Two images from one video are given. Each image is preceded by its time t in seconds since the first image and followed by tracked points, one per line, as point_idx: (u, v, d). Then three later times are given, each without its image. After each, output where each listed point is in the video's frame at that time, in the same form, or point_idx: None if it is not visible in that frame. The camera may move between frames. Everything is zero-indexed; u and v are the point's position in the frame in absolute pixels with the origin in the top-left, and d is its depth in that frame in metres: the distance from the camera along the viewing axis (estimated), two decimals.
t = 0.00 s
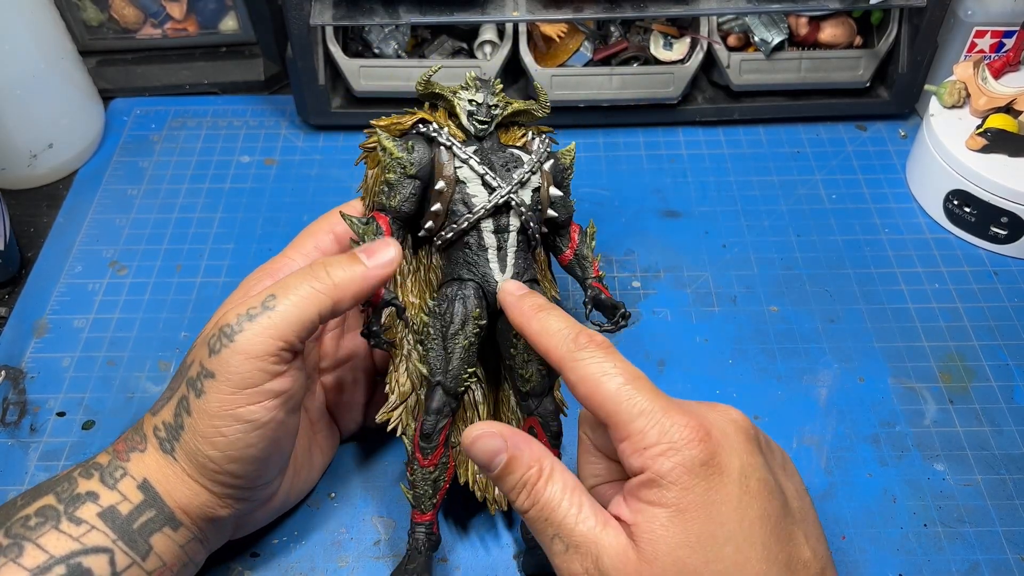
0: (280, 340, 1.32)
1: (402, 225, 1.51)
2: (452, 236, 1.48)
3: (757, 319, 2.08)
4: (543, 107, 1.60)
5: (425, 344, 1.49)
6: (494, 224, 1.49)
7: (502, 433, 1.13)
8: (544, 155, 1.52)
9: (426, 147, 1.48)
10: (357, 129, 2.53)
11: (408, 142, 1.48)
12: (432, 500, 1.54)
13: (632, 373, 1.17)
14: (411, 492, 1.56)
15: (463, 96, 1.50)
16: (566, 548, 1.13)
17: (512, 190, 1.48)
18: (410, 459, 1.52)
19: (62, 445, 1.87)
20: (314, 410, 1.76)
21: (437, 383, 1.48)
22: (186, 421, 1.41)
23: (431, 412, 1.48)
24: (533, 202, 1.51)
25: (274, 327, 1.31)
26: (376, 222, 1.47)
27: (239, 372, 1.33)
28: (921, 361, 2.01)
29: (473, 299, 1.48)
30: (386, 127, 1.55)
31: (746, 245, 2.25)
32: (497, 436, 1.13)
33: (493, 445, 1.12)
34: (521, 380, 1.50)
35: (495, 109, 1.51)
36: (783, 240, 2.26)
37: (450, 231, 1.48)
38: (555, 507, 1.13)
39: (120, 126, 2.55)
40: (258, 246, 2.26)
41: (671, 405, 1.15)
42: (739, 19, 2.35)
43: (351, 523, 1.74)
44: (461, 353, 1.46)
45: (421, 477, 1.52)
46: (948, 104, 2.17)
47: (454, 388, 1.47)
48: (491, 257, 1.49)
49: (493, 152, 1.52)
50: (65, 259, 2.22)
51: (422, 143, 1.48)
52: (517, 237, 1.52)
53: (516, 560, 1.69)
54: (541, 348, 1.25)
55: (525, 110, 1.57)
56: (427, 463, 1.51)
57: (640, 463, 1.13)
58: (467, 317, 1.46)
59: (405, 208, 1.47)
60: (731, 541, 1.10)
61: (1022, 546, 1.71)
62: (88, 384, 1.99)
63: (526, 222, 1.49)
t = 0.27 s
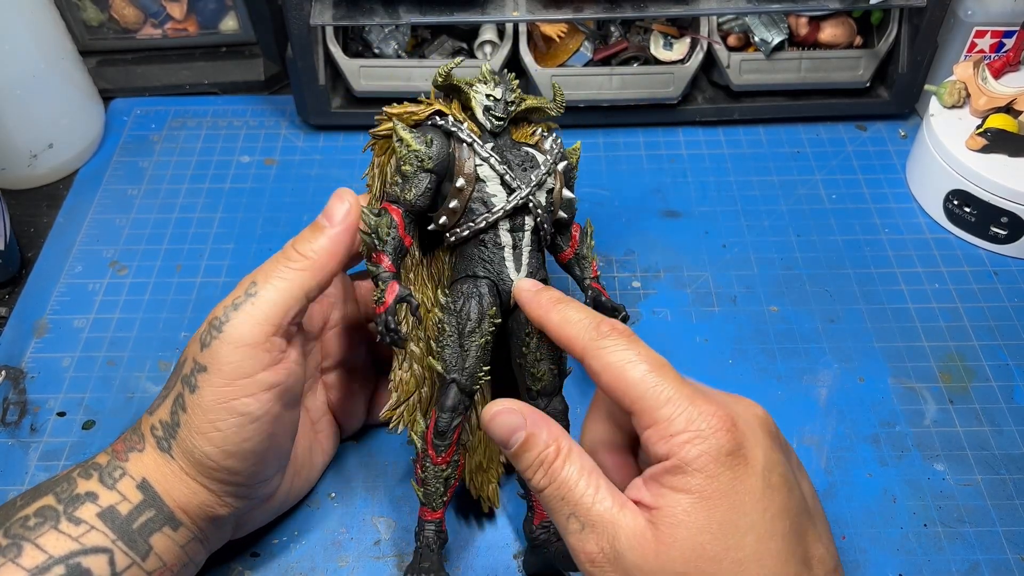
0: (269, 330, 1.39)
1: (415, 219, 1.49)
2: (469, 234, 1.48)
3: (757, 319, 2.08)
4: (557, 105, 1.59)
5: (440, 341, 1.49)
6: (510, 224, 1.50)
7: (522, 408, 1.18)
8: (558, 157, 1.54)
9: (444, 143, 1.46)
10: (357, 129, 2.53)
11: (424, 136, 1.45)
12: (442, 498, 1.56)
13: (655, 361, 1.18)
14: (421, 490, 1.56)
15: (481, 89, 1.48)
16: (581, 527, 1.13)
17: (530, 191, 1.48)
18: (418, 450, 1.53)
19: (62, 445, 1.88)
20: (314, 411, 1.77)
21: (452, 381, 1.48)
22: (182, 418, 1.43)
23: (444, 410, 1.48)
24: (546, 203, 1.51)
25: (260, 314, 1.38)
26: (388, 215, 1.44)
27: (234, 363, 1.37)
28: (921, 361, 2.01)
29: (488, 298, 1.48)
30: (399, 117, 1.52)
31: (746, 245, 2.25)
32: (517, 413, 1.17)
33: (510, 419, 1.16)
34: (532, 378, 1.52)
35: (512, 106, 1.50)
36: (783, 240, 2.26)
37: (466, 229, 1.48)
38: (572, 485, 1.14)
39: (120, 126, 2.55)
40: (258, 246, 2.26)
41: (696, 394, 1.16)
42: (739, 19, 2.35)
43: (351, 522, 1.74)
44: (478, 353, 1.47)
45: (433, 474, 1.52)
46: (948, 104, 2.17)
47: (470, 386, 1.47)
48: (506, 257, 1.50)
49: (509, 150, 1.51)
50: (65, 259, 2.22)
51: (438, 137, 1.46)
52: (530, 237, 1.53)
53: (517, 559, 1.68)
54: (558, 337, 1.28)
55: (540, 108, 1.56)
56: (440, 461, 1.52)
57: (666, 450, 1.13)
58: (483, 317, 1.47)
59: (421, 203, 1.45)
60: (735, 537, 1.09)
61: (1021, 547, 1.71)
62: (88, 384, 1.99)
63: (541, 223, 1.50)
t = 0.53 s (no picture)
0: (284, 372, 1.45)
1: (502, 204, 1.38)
2: (541, 244, 1.40)
3: (757, 319, 2.08)
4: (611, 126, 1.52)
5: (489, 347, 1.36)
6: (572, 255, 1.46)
7: (487, 459, 1.22)
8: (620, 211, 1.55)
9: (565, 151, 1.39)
10: (357, 129, 2.53)
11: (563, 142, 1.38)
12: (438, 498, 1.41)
13: (669, 359, 1.24)
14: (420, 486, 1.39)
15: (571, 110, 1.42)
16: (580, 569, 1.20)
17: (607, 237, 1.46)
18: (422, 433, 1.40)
19: (62, 445, 1.88)
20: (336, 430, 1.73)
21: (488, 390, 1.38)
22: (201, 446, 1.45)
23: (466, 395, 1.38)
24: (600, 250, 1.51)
25: (284, 363, 1.43)
26: (487, 183, 1.33)
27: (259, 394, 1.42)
28: (921, 360, 2.01)
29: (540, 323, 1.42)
30: (540, 90, 1.38)
31: (746, 245, 2.25)
32: (483, 464, 1.21)
33: (478, 472, 1.21)
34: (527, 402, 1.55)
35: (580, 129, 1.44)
36: (783, 240, 2.26)
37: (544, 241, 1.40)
38: (560, 523, 1.20)
39: (120, 126, 2.55)
40: (258, 246, 2.26)
41: (708, 395, 1.22)
42: (739, 19, 2.35)
43: (352, 523, 1.74)
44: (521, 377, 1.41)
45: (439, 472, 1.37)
46: (948, 104, 2.17)
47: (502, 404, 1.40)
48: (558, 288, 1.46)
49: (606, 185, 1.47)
50: (65, 259, 2.22)
51: (571, 148, 1.40)
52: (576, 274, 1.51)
53: (518, 560, 1.70)
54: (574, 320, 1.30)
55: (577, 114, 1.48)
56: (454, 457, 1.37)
57: (674, 452, 1.20)
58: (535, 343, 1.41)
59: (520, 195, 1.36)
60: (736, 550, 1.15)
61: (1022, 546, 1.71)
62: (88, 383, 1.99)
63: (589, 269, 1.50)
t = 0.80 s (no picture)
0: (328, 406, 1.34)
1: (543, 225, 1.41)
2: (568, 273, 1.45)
3: (757, 319, 2.08)
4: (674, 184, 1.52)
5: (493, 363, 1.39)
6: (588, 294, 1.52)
7: (484, 455, 1.25)
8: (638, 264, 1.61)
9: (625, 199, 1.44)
10: (358, 129, 2.53)
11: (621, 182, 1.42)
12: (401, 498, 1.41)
13: (670, 364, 1.24)
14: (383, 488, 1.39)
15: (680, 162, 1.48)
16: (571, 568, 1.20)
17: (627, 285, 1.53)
18: (399, 431, 1.42)
19: (62, 445, 1.88)
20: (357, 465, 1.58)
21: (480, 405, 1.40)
22: (230, 500, 1.41)
23: (455, 403, 1.41)
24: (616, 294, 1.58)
25: (318, 391, 1.33)
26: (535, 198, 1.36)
27: (281, 433, 1.33)
28: (921, 360, 2.01)
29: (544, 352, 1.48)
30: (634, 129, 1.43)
31: (746, 245, 2.25)
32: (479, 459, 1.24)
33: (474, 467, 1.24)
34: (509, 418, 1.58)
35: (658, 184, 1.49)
36: (783, 241, 2.26)
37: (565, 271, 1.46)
38: (552, 524, 1.19)
39: (120, 126, 2.55)
40: (258, 246, 2.26)
41: (709, 402, 1.22)
42: (739, 19, 2.35)
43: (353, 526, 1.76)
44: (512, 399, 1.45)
45: (404, 475, 1.38)
46: (948, 104, 2.16)
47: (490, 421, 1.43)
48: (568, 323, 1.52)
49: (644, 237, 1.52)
50: (65, 258, 2.22)
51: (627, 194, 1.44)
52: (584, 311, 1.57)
53: (517, 560, 1.71)
54: (575, 321, 1.32)
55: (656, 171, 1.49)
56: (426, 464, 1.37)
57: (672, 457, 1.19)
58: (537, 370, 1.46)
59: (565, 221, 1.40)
60: (731, 555, 1.14)
61: (1022, 547, 1.71)
62: (88, 383, 1.99)
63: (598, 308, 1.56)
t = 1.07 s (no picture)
0: (282, 373, 1.35)
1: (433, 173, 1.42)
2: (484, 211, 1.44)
3: (756, 319, 2.08)
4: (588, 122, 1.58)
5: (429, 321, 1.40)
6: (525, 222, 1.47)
7: (544, 407, 1.17)
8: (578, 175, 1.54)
9: (494, 114, 1.44)
10: (357, 129, 2.53)
11: (480, 100, 1.43)
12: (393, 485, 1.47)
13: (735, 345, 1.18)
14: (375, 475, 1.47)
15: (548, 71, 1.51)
16: (613, 544, 1.11)
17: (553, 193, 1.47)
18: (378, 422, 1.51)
19: (62, 445, 1.87)
20: (348, 466, 1.60)
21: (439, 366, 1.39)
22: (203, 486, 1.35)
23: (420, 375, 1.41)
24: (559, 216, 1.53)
25: (277, 360, 1.35)
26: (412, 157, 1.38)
27: (250, 412, 1.31)
28: (921, 361, 2.01)
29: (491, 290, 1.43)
30: (443, 68, 1.47)
31: (746, 245, 2.25)
32: (542, 412, 1.16)
33: (538, 418, 1.15)
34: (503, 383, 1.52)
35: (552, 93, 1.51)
36: (783, 240, 2.26)
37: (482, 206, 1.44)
38: (607, 491, 1.11)
39: (120, 126, 2.55)
40: (258, 246, 2.26)
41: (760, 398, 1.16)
42: (739, 19, 2.35)
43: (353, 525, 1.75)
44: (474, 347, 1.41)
45: (392, 463, 1.45)
46: (948, 104, 2.16)
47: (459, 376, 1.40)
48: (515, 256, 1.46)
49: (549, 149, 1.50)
50: (65, 258, 2.22)
51: (492, 107, 1.44)
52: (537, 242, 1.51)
53: (518, 560, 1.70)
54: (657, 290, 1.27)
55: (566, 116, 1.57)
56: (409, 446, 1.44)
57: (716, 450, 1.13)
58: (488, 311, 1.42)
59: (448, 159, 1.40)
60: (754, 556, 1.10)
61: (1022, 547, 1.71)
62: (88, 383, 1.99)
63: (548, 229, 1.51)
